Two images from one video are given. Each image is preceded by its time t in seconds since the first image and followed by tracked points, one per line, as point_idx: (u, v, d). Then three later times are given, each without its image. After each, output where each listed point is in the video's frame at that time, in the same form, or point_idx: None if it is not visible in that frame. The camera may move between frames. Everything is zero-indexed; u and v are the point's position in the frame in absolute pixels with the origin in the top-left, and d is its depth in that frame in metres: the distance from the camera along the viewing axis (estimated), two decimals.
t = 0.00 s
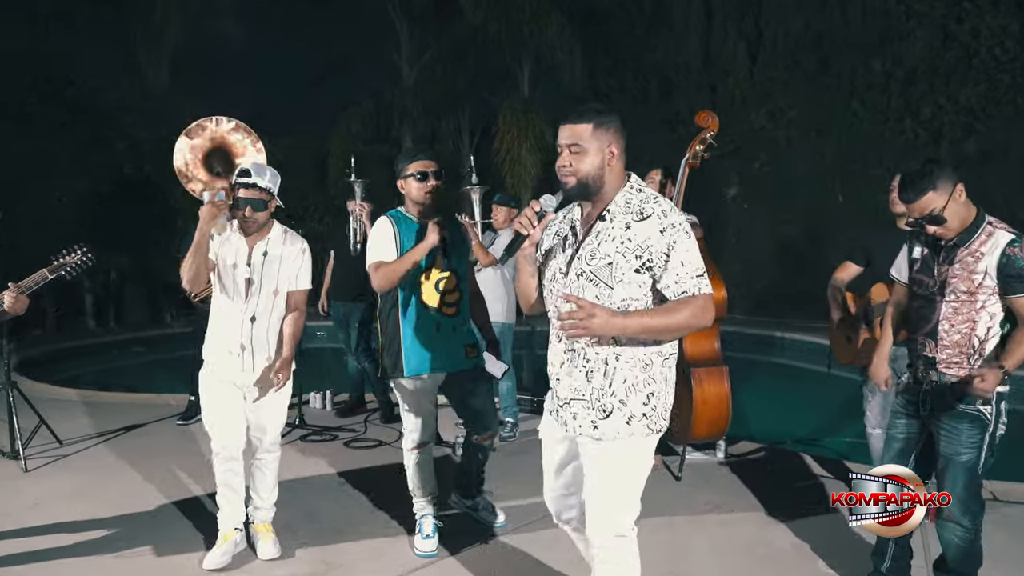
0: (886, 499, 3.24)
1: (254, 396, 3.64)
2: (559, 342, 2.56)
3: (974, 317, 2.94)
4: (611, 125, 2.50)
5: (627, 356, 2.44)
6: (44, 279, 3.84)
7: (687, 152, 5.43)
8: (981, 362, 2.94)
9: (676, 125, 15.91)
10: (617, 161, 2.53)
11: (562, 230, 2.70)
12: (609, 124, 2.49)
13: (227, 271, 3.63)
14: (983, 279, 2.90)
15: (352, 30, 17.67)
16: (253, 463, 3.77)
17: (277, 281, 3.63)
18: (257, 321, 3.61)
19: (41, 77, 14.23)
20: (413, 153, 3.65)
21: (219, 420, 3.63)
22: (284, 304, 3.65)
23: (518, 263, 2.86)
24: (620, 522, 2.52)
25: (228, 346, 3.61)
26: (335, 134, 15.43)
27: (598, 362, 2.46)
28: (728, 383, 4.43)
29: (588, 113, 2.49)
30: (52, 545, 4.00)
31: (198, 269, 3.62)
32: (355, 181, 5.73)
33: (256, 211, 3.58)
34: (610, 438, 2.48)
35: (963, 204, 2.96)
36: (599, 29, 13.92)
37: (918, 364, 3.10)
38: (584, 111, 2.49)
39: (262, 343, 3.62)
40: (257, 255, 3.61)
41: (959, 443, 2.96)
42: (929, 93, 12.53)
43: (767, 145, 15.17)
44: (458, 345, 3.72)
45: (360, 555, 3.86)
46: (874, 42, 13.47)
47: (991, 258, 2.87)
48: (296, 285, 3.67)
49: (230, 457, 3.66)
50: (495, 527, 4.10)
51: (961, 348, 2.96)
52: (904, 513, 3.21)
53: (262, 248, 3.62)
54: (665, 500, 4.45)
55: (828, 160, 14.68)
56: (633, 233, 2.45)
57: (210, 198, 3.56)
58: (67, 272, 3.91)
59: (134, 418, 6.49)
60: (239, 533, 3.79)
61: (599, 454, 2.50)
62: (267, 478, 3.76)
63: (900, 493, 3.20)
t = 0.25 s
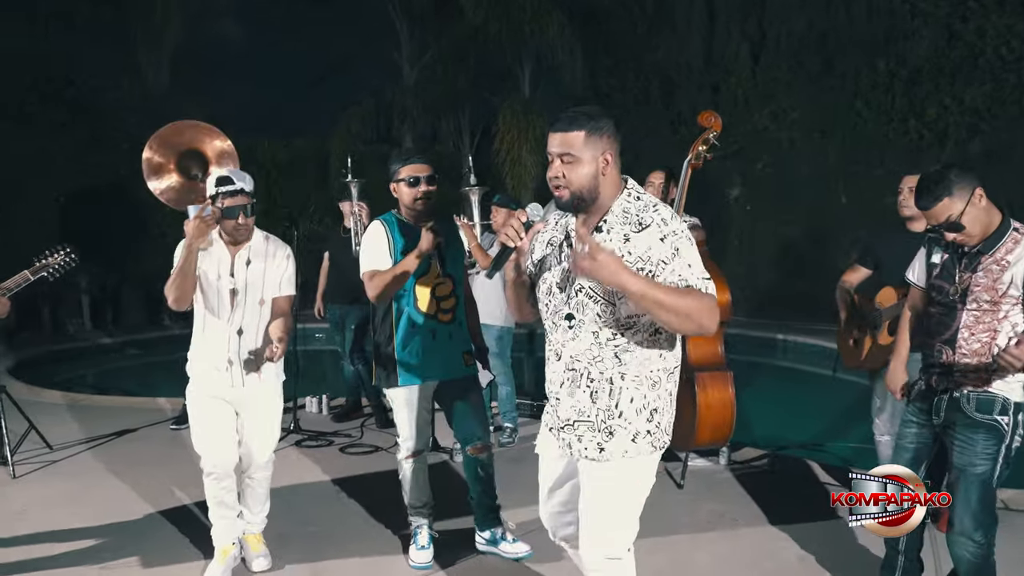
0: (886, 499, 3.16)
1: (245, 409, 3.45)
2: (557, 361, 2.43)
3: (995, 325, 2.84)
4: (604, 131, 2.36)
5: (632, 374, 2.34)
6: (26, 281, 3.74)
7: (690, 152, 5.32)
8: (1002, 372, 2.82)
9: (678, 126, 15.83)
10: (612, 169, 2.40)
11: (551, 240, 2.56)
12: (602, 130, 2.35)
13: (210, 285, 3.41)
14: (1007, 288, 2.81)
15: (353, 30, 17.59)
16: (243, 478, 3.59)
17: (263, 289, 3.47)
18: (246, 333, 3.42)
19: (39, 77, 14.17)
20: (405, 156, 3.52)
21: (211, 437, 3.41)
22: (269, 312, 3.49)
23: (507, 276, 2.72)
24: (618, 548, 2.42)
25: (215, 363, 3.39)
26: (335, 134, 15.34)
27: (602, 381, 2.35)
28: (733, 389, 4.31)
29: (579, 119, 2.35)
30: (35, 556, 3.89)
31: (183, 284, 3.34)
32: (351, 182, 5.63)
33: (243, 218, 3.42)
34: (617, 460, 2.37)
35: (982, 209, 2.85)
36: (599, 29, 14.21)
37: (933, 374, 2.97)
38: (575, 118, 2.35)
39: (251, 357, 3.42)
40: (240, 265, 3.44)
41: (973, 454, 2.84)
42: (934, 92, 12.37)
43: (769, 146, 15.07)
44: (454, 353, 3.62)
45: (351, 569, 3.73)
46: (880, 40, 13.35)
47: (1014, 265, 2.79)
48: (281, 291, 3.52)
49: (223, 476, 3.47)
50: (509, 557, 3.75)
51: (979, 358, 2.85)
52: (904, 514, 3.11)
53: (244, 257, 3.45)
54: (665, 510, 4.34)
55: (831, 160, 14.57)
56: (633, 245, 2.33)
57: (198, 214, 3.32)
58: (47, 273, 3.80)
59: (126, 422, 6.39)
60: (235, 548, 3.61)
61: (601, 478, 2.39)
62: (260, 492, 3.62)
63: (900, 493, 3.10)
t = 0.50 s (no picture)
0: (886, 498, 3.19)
1: (228, 413, 3.32)
2: (553, 365, 2.31)
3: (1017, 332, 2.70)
4: (591, 123, 2.22)
5: (633, 373, 2.22)
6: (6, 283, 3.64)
7: (691, 152, 5.20)
8: None
9: (680, 127, 15.75)
10: (602, 159, 2.25)
11: (542, 241, 2.44)
12: (587, 121, 2.21)
13: (191, 286, 3.29)
14: None
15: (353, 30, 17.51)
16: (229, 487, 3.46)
17: (244, 288, 3.35)
18: (229, 335, 3.30)
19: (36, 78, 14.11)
20: (404, 160, 3.35)
21: (195, 444, 3.29)
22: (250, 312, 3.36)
23: (498, 282, 2.57)
24: (620, 561, 2.30)
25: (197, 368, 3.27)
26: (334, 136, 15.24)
27: (602, 383, 2.23)
28: (737, 395, 4.17)
29: (564, 112, 2.22)
30: (16, 567, 3.78)
31: (165, 289, 3.15)
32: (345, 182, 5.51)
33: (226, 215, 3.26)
34: (622, 465, 2.25)
35: (1005, 211, 2.74)
36: (601, 29, 14.06)
37: (949, 381, 2.85)
38: (560, 111, 2.22)
39: (234, 360, 3.29)
40: (220, 264, 3.32)
41: (990, 468, 2.72)
42: (939, 94, 12.14)
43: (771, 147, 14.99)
44: (450, 358, 3.50)
45: None
46: (883, 40, 13.13)
47: None
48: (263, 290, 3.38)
49: (209, 484, 3.36)
50: None
51: (999, 367, 2.71)
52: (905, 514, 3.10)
53: (224, 254, 3.33)
54: (666, 519, 4.23)
55: (835, 162, 14.41)
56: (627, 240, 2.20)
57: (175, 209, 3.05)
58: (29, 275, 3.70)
59: (118, 427, 6.29)
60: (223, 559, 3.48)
61: (602, 486, 2.26)
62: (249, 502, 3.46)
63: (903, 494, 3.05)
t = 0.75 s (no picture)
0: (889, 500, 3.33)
1: (220, 420, 3.17)
2: (549, 381, 2.21)
3: None
4: (583, 127, 2.10)
5: (633, 390, 2.12)
6: None
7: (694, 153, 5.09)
8: None
9: (682, 128, 15.66)
10: (595, 165, 2.12)
11: (535, 250, 2.33)
12: (579, 125, 2.10)
13: (181, 290, 3.14)
14: None
15: (355, 31, 17.46)
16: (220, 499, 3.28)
17: (235, 289, 3.22)
18: (220, 339, 3.17)
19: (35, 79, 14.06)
20: (405, 159, 3.27)
21: (185, 453, 3.15)
22: (242, 314, 3.23)
23: (491, 292, 2.48)
24: None
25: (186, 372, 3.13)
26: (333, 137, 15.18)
27: (600, 401, 2.13)
28: (740, 400, 4.07)
29: (554, 117, 2.10)
30: None
31: (157, 292, 3.02)
32: (342, 183, 5.40)
33: (219, 215, 3.16)
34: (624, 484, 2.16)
35: None
36: (602, 30, 14.27)
37: (966, 388, 2.74)
38: (550, 115, 2.10)
39: (225, 365, 3.16)
40: (212, 266, 3.18)
41: (1005, 479, 2.62)
42: (945, 95, 12.09)
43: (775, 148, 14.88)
44: (450, 364, 3.38)
45: None
46: (888, 41, 13.08)
47: None
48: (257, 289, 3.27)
49: (198, 494, 3.21)
50: None
51: (1017, 374, 2.61)
52: (904, 512, 3.31)
53: (216, 256, 3.20)
54: (669, 529, 4.12)
55: (839, 163, 14.31)
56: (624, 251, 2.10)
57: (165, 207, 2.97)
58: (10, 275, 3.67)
59: (111, 432, 6.19)
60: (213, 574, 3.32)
61: (602, 506, 2.17)
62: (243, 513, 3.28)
63: (899, 494, 3.20)
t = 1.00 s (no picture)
0: (885, 499, 3.80)
1: (219, 438, 2.94)
2: (552, 399, 2.11)
3: None
4: (584, 133, 2.00)
5: (640, 408, 2.02)
6: None
7: (697, 152, 4.99)
8: None
9: (684, 129, 15.57)
10: (596, 173, 2.01)
11: (536, 260, 2.22)
12: (581, 131, 1.99)
13: (181, 300, 2.91)
14: None
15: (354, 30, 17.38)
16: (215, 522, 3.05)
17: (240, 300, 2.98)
18: (222, 351, 2.94)
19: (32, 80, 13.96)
20: (408, 157, 3.14)
21: (181, 472, 2.92)
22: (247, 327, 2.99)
23: (491, 302, 2.37)
24: None
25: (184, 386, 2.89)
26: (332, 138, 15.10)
27: (605, 419, 2.03)
28: (747, 405, 3.98)
29: (552, 123, 1.99)
30: None
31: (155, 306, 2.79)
32: (340, 184, 5.30)
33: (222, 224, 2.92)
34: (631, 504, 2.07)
35: None
36: (602, 30, 15.25)
37: (984, 395, 2.64)
38: (547, 121, 2.00)
39: (226, 379, 2.93)
40: (214, 275, 2.96)
41: None
42: (950, 95, 11.99)
43: (777, 149, 14.78)
44: (456, 369, 3.27)
45: None
46: (892, 41, 12.98)
47: None
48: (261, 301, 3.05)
49: (193, 515, 2.99)
50: None
51: None
52: (904, 513, 3.73)
53: (218, 265, 2.97)
54: (675, 537, 4.02)
55: (842, 165, 14.11)
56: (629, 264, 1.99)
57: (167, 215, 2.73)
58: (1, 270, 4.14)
59: (105, 437, 6.08)
60: None
61: (609, 528, 2.08)
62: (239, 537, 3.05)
63: (900, 493, 3.63)
